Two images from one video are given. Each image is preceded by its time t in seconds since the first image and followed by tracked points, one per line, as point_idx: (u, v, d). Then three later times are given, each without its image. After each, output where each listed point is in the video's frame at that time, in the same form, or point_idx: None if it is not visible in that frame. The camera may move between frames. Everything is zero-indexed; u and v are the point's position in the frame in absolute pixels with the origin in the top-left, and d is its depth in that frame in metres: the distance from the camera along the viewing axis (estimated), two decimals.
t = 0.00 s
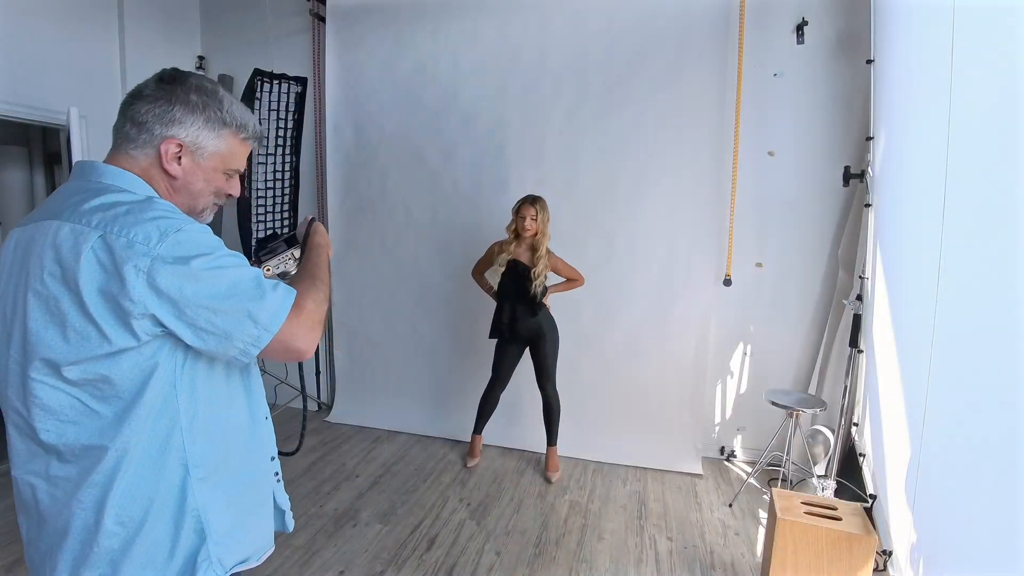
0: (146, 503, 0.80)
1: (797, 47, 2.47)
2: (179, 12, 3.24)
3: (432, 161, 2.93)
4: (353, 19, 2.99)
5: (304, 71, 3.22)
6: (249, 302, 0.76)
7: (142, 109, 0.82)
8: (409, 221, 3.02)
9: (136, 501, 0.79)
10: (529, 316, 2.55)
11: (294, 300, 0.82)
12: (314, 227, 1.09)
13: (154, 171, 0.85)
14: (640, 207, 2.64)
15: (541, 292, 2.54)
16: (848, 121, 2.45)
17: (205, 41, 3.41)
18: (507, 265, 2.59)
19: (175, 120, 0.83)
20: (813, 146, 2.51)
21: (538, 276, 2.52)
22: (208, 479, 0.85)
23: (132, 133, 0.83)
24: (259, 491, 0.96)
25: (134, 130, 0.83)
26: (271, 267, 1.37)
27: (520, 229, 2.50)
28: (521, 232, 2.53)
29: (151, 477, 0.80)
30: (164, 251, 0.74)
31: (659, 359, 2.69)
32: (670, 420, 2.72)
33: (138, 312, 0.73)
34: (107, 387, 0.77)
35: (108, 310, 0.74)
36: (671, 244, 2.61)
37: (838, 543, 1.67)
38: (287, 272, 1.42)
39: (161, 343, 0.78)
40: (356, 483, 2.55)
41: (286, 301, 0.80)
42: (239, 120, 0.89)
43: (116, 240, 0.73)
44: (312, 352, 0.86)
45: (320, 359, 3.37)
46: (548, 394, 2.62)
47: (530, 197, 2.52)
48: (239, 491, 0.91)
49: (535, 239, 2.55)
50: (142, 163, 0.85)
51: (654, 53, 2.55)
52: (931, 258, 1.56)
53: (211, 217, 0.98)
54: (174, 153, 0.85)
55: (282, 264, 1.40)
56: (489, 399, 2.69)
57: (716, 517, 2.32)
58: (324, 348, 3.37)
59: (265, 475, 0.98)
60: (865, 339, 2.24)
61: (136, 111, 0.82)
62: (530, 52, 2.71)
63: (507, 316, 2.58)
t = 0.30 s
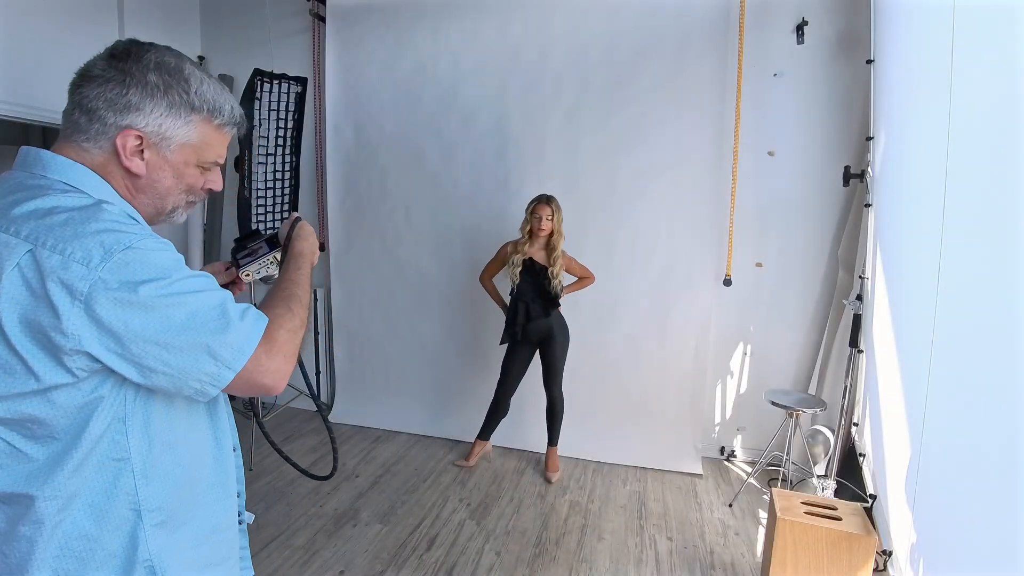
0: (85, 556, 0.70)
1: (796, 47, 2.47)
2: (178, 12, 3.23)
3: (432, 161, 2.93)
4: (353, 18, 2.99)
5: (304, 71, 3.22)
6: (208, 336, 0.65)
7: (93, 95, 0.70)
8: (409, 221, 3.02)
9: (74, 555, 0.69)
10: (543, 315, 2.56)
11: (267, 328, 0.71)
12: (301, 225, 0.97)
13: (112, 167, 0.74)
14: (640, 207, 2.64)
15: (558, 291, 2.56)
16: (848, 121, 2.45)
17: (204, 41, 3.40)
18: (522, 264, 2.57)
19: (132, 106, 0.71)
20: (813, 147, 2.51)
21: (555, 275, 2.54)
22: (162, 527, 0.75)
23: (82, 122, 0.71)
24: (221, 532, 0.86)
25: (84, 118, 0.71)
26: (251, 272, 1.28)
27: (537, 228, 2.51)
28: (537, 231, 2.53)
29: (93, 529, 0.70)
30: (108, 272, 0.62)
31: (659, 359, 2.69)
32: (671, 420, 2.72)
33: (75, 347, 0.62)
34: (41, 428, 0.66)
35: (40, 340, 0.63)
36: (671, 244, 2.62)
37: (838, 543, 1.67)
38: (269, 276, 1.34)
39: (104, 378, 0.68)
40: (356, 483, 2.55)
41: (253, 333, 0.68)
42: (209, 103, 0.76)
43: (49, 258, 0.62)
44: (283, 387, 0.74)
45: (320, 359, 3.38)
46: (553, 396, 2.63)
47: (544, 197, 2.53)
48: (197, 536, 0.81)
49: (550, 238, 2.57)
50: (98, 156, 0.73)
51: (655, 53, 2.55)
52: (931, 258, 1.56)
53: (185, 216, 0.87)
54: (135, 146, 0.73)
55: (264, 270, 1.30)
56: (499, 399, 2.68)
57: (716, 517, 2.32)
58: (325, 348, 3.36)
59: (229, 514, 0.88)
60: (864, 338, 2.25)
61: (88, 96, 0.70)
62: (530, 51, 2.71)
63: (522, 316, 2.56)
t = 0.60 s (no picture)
0: (79, 564, 0.70)
1: (797, 47, 2.47)
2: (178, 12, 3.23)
3: (432, 161, 2.93)
4: (353, 17, 2.99)
5: (304, 71, 3.23)
6: (183, 345, 0.64)
7: (47, 84, 0.65)
8: (408, 221, 3.02)
9: (67, 563, 0.69)
10: (542, 315, 2.56)
11: (246, 330, 0.70)
12: (285, 216, 0.94)
13: (75, 162, 0.70)
14: (640, 207, 2.64)
15: (556, 291, 2.56)
16: (848, 121, 2.45)
17: (204, 41, 3.40)
18: (522, 263, 2.56)
19: (91, 95, 0.66)
20: (813, 147, 2.51)
21: (554, 275, 2.54)
22: (158, 527, 0.75)
23: (39, 115, 0.66)
24: (220, 523, 0.87)
25: (40, 111, 0.66)
26: (234, 268, 1.19)
27: (538, 227, 2.50)
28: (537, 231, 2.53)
29: (86, 537, 0.70)
30: (71, 285, 0.60)
31: (659, 359, 2.69)
32: (671, 420, 2.72)
33: (41, 363, 0.61)
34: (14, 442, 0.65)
35: (8, 356, 0.62)
36: (671, 244, 2.62)
37: (838, 543, 1.67)
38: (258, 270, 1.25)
39: (77, 390, 0.66)
40: (356, 483, 2.55)
41: (231, 338, 0.67)
42: (176, 88, 0.71)
43: (5, 272, 0.59)
44: (267, 391, 0.74)
45: (321, 359, 3.38)
46: (552, 396, 2.62)
47: (547, 197, 2.53)
48: (194, 531, 0.82)
49: (550, 238, 2.57)
50: (58, 150, 0.69)
51: (654, 52, 2.54)
52: (931, 258, 1.56)
53: (162, 210, 0.83)
54: (99, 138, 0.68)
55: (249, 264, 1.21)
56: (499, 399, 2.68)
57: (716, 517, 2.32)
58: (325, 348, 3.38)
59: (226, 504, 0.89)
60: (865, 338, 2.24)
61: (42, 83, 0.65)
62: (530, 51, 2.71)
63: (520, 315, 2.56)
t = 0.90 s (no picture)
0: (84, 563, 0.70)
1: (796, 47, 2.47)
2: (178, 12, 3.23)
3: (431, 160, 2.93)
4: (352, 17, 2.99)
5: (304, 71, 3.23)
6: (180, 345, 0.64)
7: (29, 83, 0.65)
8: (408, 220, 3.02)
9: (71, 562, 0.69)
10: (540, 314, 2.56)
11: (242, 329, 0.70)
12: (274, 211, 0.94)
13: (61, 162, 0.69)
14: (640, 207, 2.64)
15: (553, 290, 2.56)
16: (848, 121, 2.45)
17: (204, 41, 3.40)
18: (517, 263, 2.57)
19: (74, 95, 0.65)
20: (813, 147, 2.51)
21: (552, 274, 2.54)
22: (161, 523, 0.76)
23: (21, 115, 0.66)
24: (222, 517, 0.87)
25: (23, 110, 0.66)
26: (226, 264, 1.18)
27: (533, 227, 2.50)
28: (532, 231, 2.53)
29: (91, 535, 0.70)
30: (66, 288, 0.60)
31: (659, 359, 2.69)
32: (671, 420, 2.72)
33: (39, 366, 0.60)
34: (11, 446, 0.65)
35: (4, 360, 0.61)
36: (671, 244, 2.62)
37: (838, 543, 1.67)
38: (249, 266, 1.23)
39: (76, 392, 0.66)
40: (356, 483, 2.55)
41: (228, 337, 0.68)
42: (162, 85, 0.71)
43: None
44: (262, 388, 0.74)
45: (321, 359, 3.38)
46: (552, 396, 2.62)
47: (540, 196, 2.53)
48: (198, 526, 0.82)
49: (544, 237, 2.57)
50: (43, 151, 0.68)
51: (654, 52, 2.55)
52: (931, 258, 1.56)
53: (148, 208, 0.83)
54: (84, 139, 0.68)
55: (241, 260, 1.20)
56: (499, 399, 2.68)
57: (716, 517, 2.32)
58: (325, 348, 3.38)
59: (228, 497, 0.89)
60: (865, 338, 2.24)
61: (22, 83, 0.65)
62: (530, 51, 2.71)
63: (518, 315, 2.55)
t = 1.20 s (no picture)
0: (84, 558, 0.70)
1: (796, 47, 2.47)
2: (178, 12, 3.24)
3: (431, 160, 2.93)
4: (352, 17, 3.00)
5: (304, 70, 3.23)
6: (181, 339, 0.64)
7: (30, 90, 0.64)
8: (408, 220, 3.02)
9: (70, 558, 0.69)
10: (540, 314, 2.55)
11: (242, 323, 0.71)
12: (270, 208, 0.95)
13: (61, 165, 0.69)
14: (640, 207, 2.64)
15: (553, 289, 2.56)
16: (848, 121, 2.45)
17: (204, 41, 3.40)
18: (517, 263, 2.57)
19: (78, 102, 0.65)
20: (813, 147, 2.51)
21: (552, 273, 2.55)
22: (160, 518, 0.76)
23: (21, 121, 0.65)
24: (221, 512, 0.87)
25: (23, 116, 0.65)
26: (223, 261, 1.19)
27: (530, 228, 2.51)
28: (530, 231, 2.53)
29: (92, 530, 0.70)
30: (68, 283, 0.60)
31: (659, 359, 2.69)
32: (671, 420, 2.72)
33: (42, 360, 0.61)
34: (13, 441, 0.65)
35: (7, 354, 0.61)
36: (672, 244, 2.62)
37: (838, 543, 1.67)
38: (247, 263, 1.23)
39: (78, 387, 0.66)
40: (356, 483, 2.55)
41: (227, 331, 0.68)
42: (163, 89, 0.71)
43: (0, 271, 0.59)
44: (262, 381, 0.74)
45: (321, 359, 3.38)
46: (552, 396, 2.62)
47: (538, 196, 2.53)
48: (197, 521, 0.82)
49: (542, 237, 2.58)
50: (40, 153, 0.68)
51: (654, 52, 2.55)
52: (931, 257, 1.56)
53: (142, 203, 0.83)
54: (86, 145, 0.68)
55: (239, 258, 1.20)
56: (499, 399, 2.68)
57: (716, 517, 2.32)
58: (325, 348, 3.38)
59: (226, 492, 0.89)
60: (865, 338, 2.24)
61: (20, 86, 0.64)
62: (530, 50, 2.71)
63: (518, 315, 2.55)
